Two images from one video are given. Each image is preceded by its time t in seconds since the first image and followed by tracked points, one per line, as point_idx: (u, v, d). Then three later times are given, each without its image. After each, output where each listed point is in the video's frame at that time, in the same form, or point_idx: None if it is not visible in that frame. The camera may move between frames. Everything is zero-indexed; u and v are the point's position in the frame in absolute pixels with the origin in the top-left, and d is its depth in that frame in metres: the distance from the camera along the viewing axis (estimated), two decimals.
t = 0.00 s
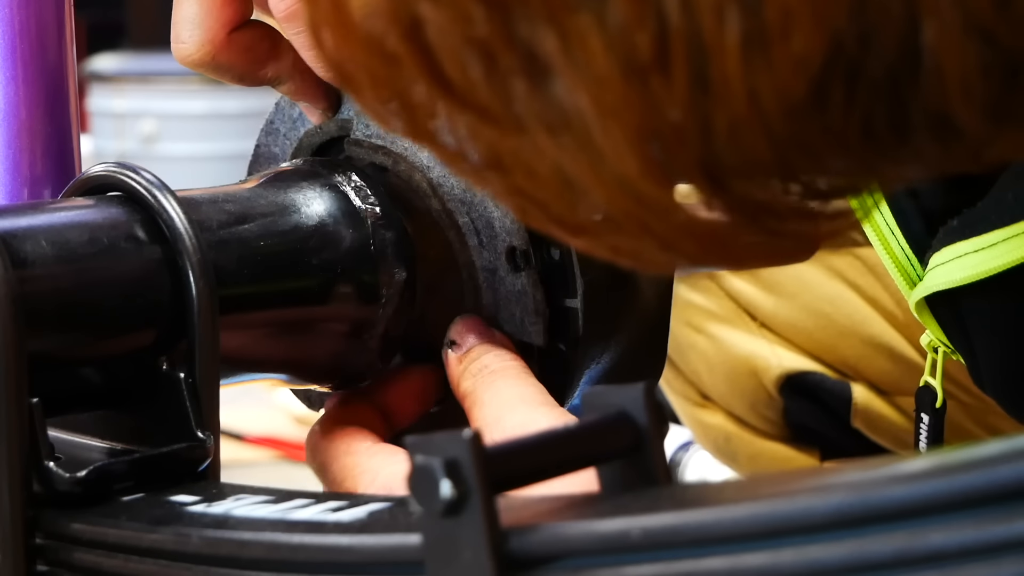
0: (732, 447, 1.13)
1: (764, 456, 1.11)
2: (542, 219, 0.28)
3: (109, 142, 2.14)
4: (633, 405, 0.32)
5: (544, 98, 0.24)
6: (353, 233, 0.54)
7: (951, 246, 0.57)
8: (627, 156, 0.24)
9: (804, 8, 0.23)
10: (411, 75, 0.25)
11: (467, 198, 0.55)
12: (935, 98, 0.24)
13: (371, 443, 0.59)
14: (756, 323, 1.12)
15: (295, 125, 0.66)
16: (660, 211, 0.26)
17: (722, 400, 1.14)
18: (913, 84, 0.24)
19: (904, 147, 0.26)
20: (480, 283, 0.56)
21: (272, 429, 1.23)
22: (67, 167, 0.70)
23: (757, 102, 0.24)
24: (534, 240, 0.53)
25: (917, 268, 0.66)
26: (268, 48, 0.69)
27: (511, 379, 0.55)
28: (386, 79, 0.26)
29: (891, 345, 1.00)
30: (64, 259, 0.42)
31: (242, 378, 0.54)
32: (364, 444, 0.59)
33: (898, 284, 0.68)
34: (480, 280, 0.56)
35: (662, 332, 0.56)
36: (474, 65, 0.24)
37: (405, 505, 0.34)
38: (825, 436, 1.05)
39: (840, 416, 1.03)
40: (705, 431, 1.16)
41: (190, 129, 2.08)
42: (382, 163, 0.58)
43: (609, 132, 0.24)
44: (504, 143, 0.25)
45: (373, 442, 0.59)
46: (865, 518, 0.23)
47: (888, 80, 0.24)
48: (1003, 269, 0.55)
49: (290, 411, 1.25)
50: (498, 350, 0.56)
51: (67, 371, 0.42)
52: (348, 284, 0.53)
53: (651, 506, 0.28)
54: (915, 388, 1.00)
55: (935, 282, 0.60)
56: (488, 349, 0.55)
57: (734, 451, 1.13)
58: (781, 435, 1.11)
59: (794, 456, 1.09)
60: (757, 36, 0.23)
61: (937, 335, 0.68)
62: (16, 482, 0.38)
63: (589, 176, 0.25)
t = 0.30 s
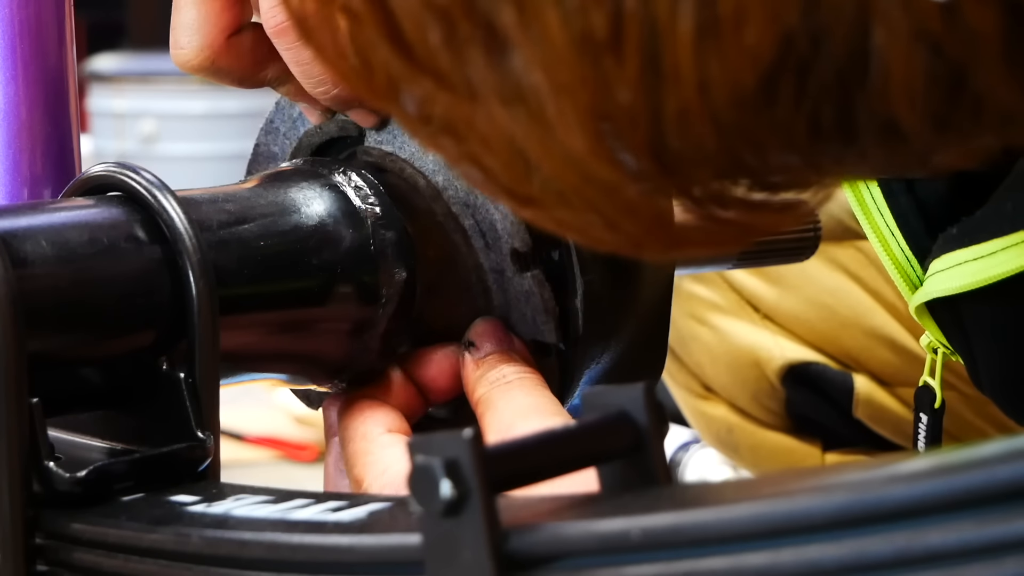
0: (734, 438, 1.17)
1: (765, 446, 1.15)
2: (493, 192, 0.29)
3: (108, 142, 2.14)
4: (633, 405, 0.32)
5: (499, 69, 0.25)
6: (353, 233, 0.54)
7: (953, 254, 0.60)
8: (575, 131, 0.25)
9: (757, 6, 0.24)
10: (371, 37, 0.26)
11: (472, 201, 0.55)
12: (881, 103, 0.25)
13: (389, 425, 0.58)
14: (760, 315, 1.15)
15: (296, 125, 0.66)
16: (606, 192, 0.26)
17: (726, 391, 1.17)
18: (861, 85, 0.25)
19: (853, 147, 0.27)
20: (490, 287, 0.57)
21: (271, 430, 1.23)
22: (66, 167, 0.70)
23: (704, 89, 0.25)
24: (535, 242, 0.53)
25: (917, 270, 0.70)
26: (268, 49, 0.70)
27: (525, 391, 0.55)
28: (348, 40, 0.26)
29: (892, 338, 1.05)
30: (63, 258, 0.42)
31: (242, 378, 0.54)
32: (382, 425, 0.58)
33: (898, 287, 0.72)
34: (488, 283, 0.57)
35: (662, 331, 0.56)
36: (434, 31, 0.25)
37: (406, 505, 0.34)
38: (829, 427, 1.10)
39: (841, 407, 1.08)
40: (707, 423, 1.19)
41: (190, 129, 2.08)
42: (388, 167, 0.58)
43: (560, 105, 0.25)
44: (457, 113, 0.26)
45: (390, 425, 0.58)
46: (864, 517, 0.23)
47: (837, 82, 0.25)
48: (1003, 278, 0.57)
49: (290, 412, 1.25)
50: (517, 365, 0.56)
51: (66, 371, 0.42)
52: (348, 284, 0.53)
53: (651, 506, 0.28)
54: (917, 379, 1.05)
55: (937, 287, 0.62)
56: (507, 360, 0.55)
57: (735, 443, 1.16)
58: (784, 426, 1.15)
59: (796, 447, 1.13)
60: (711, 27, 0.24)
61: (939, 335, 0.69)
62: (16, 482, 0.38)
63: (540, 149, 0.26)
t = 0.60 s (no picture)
0: (737, 430, 1.16)
1: (769, 439, 1.15)
2: (504, 175, 0.30)
3: (108, 142, 2.13)
4: (633, 405, 0.32)
5: (513, 57, 0.25)
6: (353, 233, 0.54)
7: (963, 253, 0.60)
8: (585, 121, 0.26)
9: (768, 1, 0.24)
10: (385, 21, 0.27)
11: (477, 184, 0.55)
12: (890, 100, 0.25)
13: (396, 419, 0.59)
14: (766, 308, 1.15)
15: (295, 123, 0.66)
16: (615, 180, 0.27)
17: (729, 382, 1.16)
18: (871, 81, 0.25)
19: (861, 143, 0.27)
20: (497, 269, 0.56)
21: (271, 430, 1.23)
22: (66, 167, 0.71)
23: (715, 83, 0.25)
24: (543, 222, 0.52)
25: (919, 271, 0.70)
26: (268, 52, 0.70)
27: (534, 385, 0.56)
28: (363, 24, 0.27)
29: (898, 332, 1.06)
30: (64, 258, 0.42)
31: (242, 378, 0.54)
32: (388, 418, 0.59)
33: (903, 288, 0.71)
34: (497, 266, 0.56)
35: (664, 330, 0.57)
36: (448, 19, 0.25)
37: (405, 505, 0.34)
38: (834, 420, 1.11)
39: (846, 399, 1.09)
40: (710, 416, 1.18)
41: (190, 129, 2.08)
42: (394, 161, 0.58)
43: (572, 95, 0.25)
44: (470, 97, 0.27)
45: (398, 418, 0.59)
46: (864, 516, 0.23)
47: (847, 78, 0.25)
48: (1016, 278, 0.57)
49: (290, 412, 1.25)
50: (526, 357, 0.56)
51: (67, 371, 0.42)
52: (348, 284, 0.53)
53: (652, 506, 0.28)
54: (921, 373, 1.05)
55: (946, 286, 0.62)
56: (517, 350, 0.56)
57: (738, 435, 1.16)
58: (786, 418, 1.15)
59: (799, 439, 1.13)
60: (722, 22, 0.24)
61: (946, 331, 0.69)
62: (15, 481, 0.38)
63: (550, 137, 0.26)
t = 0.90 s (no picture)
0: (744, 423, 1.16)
1: (777, 431, 1.15)
2: (515, 170, 0.30)
3: (108, 142, 2.13)
4: (633, 406, 0.32)
5: (526, 46, 0.26)
6: (353, 233, 0.54)
7: (969, 250, 0.61)
8: (597, 111, 0.26)
9: None
10: (398, 12, 0.27)
11: (479, 179, 0.54)
12: (907, 90, 0.25)
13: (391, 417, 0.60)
14: (774, 301, 1.15)
15: (296, 123, 0.66)
16: (627, 175, 0.27)
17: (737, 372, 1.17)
18: (887, 70, 0.25)
19: (876, 136, 0.26)
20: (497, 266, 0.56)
21: (270, 430, 1.23)
22: (66, 167, 0.70)
23: (730, 73, 0.25)
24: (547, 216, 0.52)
25: (927, 266, 0.70)
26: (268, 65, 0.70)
27: (535, 375, 0.55)
28: (376, 14, 0.28)
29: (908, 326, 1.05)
30: (64, 259, 0.42)
31: (242, 378, 0.54)
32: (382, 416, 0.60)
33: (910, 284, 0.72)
34: (497, 262, 0.56)
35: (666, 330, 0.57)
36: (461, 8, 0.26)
37: (405, 505, 0.34)
38: (844, 415, 1.11)
39: (854, 392, 1.09)
40: (718, 408, 1.18)
41: (190, 129, 2.08)
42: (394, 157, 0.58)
43: (584, 84, 0.25)
44: (483, 87, 0.27)
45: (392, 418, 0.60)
46: (864, 516, 0.23)
47: (862, 67, 0.25)
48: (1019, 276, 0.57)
49: (290, 412, 1.25)
50: (527, 347, 0.56)
51: (66, 371, 0.42)
52: (348, 284, 0.53)
53: (652, 505, 0.28)
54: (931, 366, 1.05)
55: (951, 282, 0.62)
56: (520, 341, 0.56)
57: (746, 427, 1.16)
58: (796, 411, 1.16)
59: (807, 431, 1.13)
60: (738, 10, 0.24)
61: (954, 328, 0.69)
62: (15, 481, 0.38)
63: (560, 127, 0.26)
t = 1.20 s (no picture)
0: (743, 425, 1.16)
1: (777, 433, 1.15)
2: (520, 180, 0.30)
3: (108, 142, 2.13)
4: (633, 405, 0.32)
5: (532, 57, 0.25)
6: (353, 234, 0.54)
7: (968, 251, 0.61)
8: (604, 121, 0.26)
9: None
10: (402, 25, 0.27)
11: (479, 175, 0.55)
12: (916, 97, 0.25)
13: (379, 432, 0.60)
14: (772, 302, 1.15)
15: (295, 124, 0.66)
16: (634, 184, 0.27)
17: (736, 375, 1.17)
18: (897, 79, 0.25)
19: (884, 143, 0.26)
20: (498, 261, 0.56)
21: (270, 429, 1.23)
22: (66, 167, 0.70)
23: (739, 83, 0.25)
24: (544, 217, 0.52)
25: (927, 266, 0.70)
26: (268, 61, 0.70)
27: (542, 371, 0.55)
28: (378, 26, 0.27)
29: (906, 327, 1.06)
30: (64, 259, 0.42)
31: (242, 378, 0.54)
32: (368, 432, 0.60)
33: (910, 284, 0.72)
34: (498, 258, 0.55)
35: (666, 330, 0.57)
36: (466, 20, 0.26)
37: (405, 505, 0.34)
38: (842, 416, 1.11)
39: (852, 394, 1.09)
40: (716, 410, 1.18)
41: (190, 129, 2.08)
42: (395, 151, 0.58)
43: (591, 95, 0.25)
44: (488, 98, 0.27)
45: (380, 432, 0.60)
46: (867, 517, 0.23)
47: (871, 74, 0.25)
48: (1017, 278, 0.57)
49: (290, 411, 1.25)
50: (535, 335, 0.55)
51: (66, 372, 0.42)
52: (348, 284, 0.53)
53: (652, 506, 0.28)
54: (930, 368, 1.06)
55: (949, 283, 0.62)
56: (529, 330, 0.55)
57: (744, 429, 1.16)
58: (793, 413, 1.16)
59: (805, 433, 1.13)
60: (746, 20, 0.24)
61: (954, 329, 0.69)
62: (15, 481, 0.38)
63: (567, 139, 0.26)
